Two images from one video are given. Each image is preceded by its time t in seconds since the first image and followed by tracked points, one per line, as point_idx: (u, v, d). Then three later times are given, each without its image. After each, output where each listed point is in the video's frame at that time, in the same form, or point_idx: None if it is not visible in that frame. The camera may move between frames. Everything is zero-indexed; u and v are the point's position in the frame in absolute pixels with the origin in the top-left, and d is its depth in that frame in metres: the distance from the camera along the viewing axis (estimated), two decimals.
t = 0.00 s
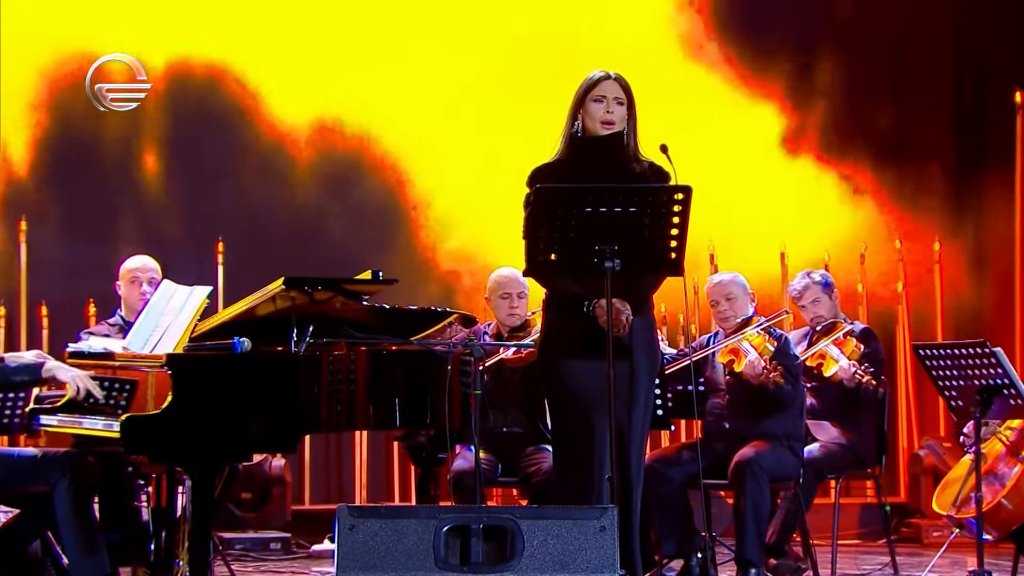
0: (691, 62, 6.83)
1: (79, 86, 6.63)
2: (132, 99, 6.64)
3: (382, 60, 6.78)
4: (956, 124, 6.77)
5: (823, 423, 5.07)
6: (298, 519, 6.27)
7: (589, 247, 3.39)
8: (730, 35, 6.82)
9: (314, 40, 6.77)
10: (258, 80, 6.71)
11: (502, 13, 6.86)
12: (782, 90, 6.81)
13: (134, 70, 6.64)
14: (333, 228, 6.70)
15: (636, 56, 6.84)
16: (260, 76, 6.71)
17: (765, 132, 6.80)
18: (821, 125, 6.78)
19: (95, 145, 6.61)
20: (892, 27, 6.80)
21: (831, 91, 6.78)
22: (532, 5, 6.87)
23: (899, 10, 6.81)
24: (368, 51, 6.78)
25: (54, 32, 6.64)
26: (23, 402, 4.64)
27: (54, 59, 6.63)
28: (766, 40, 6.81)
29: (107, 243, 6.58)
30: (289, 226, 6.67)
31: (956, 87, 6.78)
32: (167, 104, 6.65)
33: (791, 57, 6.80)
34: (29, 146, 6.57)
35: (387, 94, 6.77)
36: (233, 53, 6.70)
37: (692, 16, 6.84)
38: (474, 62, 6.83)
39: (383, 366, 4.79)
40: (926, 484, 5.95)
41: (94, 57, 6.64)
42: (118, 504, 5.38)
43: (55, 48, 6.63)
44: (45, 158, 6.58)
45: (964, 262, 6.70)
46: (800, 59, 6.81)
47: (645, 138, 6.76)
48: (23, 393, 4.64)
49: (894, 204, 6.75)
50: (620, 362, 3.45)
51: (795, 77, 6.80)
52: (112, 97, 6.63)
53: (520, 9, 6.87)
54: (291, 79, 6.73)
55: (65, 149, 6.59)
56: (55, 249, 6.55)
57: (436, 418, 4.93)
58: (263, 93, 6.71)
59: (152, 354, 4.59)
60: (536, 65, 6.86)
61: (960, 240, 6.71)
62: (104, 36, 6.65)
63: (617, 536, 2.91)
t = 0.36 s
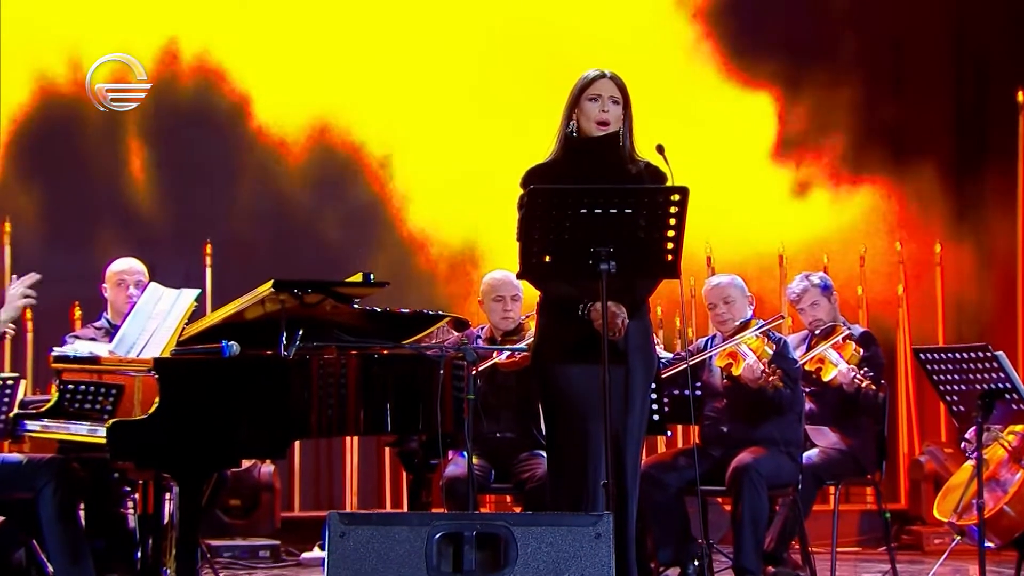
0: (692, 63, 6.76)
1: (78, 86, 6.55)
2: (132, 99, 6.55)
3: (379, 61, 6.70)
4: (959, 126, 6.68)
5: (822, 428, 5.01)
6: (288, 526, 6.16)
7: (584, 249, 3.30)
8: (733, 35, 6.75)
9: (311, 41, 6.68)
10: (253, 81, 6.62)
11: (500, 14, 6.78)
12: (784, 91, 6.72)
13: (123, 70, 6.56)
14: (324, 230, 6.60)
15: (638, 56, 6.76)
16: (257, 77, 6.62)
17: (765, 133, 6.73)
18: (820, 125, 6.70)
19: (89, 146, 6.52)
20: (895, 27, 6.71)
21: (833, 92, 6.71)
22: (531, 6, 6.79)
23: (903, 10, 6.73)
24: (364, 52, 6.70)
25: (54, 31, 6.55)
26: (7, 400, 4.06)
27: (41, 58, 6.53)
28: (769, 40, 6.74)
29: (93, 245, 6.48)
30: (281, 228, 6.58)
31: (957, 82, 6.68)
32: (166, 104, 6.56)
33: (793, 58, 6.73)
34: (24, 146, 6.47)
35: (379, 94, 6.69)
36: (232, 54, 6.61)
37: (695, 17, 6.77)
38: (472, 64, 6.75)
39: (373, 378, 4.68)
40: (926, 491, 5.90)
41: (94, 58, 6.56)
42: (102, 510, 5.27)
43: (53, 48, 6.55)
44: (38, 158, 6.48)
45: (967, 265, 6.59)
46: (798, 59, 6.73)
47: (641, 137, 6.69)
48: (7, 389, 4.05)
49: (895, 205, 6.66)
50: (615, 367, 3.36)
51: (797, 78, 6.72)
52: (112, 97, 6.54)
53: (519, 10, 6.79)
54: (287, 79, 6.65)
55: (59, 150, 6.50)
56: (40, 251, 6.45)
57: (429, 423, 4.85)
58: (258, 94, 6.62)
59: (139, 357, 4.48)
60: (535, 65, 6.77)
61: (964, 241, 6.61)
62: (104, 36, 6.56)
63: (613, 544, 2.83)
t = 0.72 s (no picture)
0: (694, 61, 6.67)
1: (77, 87, 6.44)
2: (131, 99, 6.45)
3: (375, 61, 6.61)
4: (960, 126, 6.58)
5: (818, 433, 4.96)
6: (274, 533, 6.04)
7: (577, 251, 3.22)
8: (736, 34, 6.66)
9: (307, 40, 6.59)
10: (250, 80, 6.53)
11: (501, 14, 6.69)
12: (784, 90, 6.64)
13: (109, 69, 6.46)
14: (314, 231, 6.50)
15: (639, 56, 6.67)
16: (255, 77, 6.53)
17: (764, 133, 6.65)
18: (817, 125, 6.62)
19: (82, 146, 6.41)
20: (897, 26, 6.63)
21: (835, 92, 6.61)
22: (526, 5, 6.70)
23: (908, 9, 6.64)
24: (361, 51, 6.60)
25: (53, 30, 6.45)
26: None
27: (25, 57, 6.42)
28: (773, 40, 6.65)
29: (78, 247, 6.39)
30: (270, 229, 6.48)
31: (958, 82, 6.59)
32: (167, 104, 6.46)
33: (797, 58, 6.63)
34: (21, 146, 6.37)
35: (370, 94, 6.60)
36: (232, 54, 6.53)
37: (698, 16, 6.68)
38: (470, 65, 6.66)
39: (362, 383, 4.60)
40: (926, 497, 5.73)
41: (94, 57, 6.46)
42: (86, 517, 5.16)
43: (53, 47, 6.44)
44: (20, 159, 6.36)
45: (966, 266, 6.53)
46: (794, 58, 6.64)
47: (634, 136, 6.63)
48: None
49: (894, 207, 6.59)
50: (608, 370, 3.28)
51: (797, 77, 6.64)
52: (112, 97, 6.44)
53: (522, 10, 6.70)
54: (283, 79, 6.55)
55: (55, 150, 6.40)
56: (23, 253, 6.35)
57: (419, 427, 4.74)
58: (255, 94, 6.52)
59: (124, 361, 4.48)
60: (533, 65, 6.68)
61: (965, 242, 6.52)
62: (98, 34, 6.46)
63: (606, 550, 2.75)
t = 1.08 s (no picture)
0: (694, 61, 6.54)
1: (76, 87, 6.35)
2: (132, 99, 6.36)
3: (363, 61, 6.51)
4: (959, 126, 6.45)
5: (814, 438, 4.86)
6: (261, 539, 5.95)
7: (568, 252, 3.14)
8: (731, 32, 6.52)
9: (302, 41, 6.50)
10: (246, 80, 6.45)
11: (498, 13, 6.59)
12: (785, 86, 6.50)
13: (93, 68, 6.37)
14: (301, 233, 6.40)
15: (642, 55, 6.55)
16: (250, 78, 6.45)
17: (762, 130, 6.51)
18: (812, 125, 6.49)
19: (76, 146, 6.32)
20: (900, 24, 6.48)
21: (836, 89, 6.47)
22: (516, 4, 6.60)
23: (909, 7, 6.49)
24: (356, 51, 6.51)
25: (51, 29, 6.35)
26: None
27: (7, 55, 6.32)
28: (773, 36, 6.51)
29: (60, 249, 6.28)
30: (258, 230, 6.39)
31: (957, 83, 6.46)
32: (168, 105, 6.37)
33: (800, 55, 6.50)
34: (16, 147, 6.28)
35: (359, 94, 6.50)
36: (232, 54, 6.44)
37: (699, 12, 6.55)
38: (465, 64, 6.56)
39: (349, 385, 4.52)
40: (924, 503, 5.72)
41: (93, 56, 6.37)
42: (70, 525, 5.01)
43: (50, 46, 6.34)
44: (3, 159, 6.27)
45: (965, 268, 6.41)
46: (790, 56, 6.50)
47: (627, 135, 6.52)
48: None
49: (894, 206, 6.46)
50: (599, 374, 3.20)
51: (796, 73, 6.50)
52: (112, 97, 6.36)
53: (523, 8, 6.60)
54: (278, 80, 6.47)
55: (51, 152, 6.30)
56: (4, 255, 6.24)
57: (407, 432, 4.68)
58: (251, 94, 6.45)
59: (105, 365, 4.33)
60: (531, 65, 6.59)
61: (963, 245, 6.42)
62: (81, 32, 6.37)
63: (598, 558, 2.69)
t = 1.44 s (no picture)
0: (693, 59, 6.38)
1: (76, 86, 6.22)
2: (132, 99, 6.24)
3: (348, 59, 6.37)
4: (959, 128, 6.26)
5: (811, 443, 4.79)
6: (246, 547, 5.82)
7: (560, 254, 3.06)
8: (724, 28, 6.34)
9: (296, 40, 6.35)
10: (230, 79, 6.31)
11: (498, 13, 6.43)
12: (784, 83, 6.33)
13: (74, 65, 6.23)
14: (286, 233, 6.27)
15: (646, 53, 6.39)
16: (244, 79, 6.32)
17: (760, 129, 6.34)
18: (809, 123, 6.32)
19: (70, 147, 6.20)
20: (902, 22, 6.30)
21: (837, 88, 6.30)
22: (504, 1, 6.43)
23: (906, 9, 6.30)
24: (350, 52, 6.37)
25: (49, 27, 6.22)
26: None
27: None
28: (771, 33, 6.34)
29: (41, 250, 6.16)
30: (242, 230, 6.27)
31: (956, 83, 6.26)
32: (170, 106, 6.27)
33: (805, 53, 6.33)
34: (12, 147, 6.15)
35: (344, 93, 6.36)
36: (231, 54, 6.32)
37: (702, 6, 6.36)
38: (461, 66, 6.41)
39: (337, 388, 4.45)
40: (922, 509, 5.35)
41: (93, 56, 6.25)
42: (51, 530, 4.91)
43: (48, 44, 6.21)
44: None
45: (965, 270, 6.22)
46: (784, 54, 6.33)
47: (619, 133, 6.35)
48: None
49: (894, 205, 6.28)
50: (592, 378, 3.11)
51: (793, 70, 6.33)
52: (112, 97, 6.23)
53: (527, 8, 6.43)
54: (270, 81, 6.33)
55: (47, 153, 6.18)
56: None
57: (396, 437, 4.61)
58: (234, 92, 6.31)
59: (88, 368, 4.16)
60: (529, 66, 6.44)
61: (963, 247, 6.23)
62: (61, 29, 6.22)
63: (591, 566, 2.59)
